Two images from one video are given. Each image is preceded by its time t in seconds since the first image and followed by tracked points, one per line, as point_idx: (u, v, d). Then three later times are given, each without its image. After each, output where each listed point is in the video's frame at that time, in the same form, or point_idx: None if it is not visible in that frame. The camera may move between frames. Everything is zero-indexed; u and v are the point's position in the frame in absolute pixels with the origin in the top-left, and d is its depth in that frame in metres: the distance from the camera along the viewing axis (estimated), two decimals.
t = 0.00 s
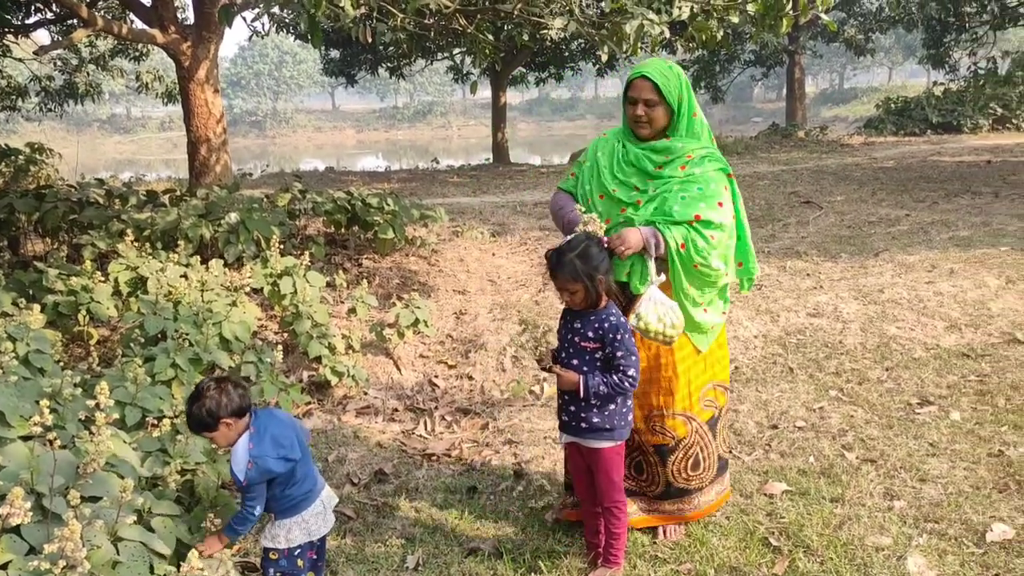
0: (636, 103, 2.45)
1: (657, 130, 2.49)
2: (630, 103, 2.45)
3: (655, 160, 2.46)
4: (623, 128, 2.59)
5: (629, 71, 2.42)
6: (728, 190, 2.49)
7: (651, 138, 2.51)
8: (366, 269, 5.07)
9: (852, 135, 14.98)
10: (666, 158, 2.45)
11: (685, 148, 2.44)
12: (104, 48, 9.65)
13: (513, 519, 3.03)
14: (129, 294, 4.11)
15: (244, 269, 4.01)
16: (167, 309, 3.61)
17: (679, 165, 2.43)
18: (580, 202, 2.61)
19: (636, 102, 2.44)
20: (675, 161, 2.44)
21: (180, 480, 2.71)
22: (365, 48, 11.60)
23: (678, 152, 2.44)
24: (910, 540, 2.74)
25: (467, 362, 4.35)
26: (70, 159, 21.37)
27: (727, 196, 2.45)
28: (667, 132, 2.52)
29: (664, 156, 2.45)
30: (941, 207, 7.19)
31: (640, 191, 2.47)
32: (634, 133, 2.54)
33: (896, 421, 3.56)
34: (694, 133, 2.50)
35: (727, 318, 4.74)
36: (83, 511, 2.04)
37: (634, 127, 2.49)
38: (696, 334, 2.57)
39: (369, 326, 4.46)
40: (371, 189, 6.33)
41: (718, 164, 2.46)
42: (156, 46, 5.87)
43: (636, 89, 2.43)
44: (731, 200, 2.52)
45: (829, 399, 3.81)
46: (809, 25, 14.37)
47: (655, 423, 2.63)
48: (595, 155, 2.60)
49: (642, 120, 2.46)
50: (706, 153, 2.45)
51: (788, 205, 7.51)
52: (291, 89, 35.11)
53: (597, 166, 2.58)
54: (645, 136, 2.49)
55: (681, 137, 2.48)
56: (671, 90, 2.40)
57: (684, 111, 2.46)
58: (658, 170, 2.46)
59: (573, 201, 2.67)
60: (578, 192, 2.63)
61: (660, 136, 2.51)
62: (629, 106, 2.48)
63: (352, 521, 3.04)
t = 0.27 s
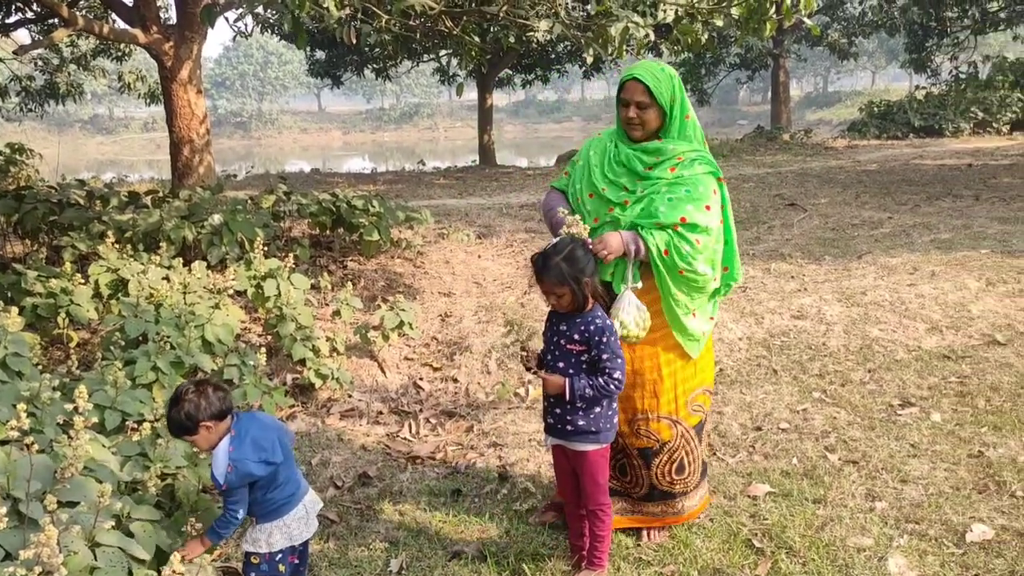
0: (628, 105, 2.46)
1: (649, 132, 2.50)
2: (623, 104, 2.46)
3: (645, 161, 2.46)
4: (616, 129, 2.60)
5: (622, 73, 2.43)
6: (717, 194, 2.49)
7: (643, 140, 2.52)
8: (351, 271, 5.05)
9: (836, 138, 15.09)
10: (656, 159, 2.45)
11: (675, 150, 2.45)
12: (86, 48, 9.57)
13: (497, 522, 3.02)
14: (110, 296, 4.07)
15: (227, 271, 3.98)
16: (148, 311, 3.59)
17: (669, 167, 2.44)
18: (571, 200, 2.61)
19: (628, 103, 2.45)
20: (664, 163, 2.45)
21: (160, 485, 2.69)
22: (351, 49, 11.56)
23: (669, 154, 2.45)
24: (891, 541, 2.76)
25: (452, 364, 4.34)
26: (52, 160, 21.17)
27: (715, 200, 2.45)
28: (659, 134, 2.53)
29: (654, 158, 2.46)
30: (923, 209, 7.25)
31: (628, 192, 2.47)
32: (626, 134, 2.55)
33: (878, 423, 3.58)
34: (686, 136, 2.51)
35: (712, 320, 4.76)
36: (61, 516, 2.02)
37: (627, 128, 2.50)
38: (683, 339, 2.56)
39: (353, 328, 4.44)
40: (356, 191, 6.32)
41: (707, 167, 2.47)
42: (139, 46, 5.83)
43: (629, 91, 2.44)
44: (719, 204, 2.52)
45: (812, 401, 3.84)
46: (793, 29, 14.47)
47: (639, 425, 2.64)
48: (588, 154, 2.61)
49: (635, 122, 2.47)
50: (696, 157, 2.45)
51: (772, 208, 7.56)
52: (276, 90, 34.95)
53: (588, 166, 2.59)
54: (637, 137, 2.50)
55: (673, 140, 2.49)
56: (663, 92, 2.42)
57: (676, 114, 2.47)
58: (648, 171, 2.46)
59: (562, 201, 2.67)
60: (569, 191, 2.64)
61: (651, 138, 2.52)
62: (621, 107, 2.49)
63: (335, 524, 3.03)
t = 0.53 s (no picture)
0: (622, 108, 2.46)
1: (643, 135, 2.50)
2: (616, 107, 2.47)
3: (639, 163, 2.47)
4: (610, 132, 2.61)
5: (615, 77, 2.44)
6: (710, 195, 2.49)
7: (637, 142, 2.53)
8: (343, 274, 5.04)
9: (828, 141, 15.15)
10: (650, 161, 2.46)
11: (669, 152, 2.46)
12: (78, 50, 9.54)
13: (489, 525, 3.02)
14: (101, 299, 4.06)
15: (219, 274, 3.97)
16: (139, 314, 3.58)
17: (662, 169, 2.44)
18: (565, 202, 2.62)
19: (622, 107, 2.46)
20: (658, 165, 2.45)
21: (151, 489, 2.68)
22: (343, 52, 11.55)
23: (662, 156, 2.45)
24: (882, 543, 2.77)
25: (444, 367, 4.33)
26: (43, 162, 21.09)
27: (708, 202, 2.45)
28: (653, 137, 2.53)
29: (648, 160, 2.47)
30: (914, 212, 7.29)
31: (622, 194, 2.48)
32: (620, 137, 2.56)
33: (869, 425, 3.60)
34: (679, 139, 2.51)
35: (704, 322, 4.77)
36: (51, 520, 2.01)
37: (620, 131, 2.51)
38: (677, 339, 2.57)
39: (346, 331, 4.43)
40: (349, 194, 6.32)
41: (701, 169, 2.48)
42: (131, 49, 5.81)
43: (622, 94, 2.44)
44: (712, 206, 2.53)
45: (804, 403, 3.85)
46: (785, 33, 14.53)
47: (633, 427, 2.64)
48: (582, 157, 2.62)
49: (628, 125, 2.48)
50: (689, 159, 2.46)
51: (764, 211, 7.58)
52: (269, 93, 34.88)
53: (583, 168, 2.60)
54: (630, 140, 2.51)
55: (666, 142, 2.49)
56: (656, 95, 2.43)
57: (669, 117, 2.47)
58: (642, 173, 2.47)
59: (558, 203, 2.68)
60: (564, 193, 2.65)
61: (645, 141, 2.53)
62: (614, 111, 2.50)
63: (327, 528, 3.02)
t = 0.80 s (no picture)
0: (622, 108, 2.47)
1: (643, 135, 2.51)
2: (616, 107, 2.48)
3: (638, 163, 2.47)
4: (611, 132, 2.62)
5: (616, 77, 2.45)
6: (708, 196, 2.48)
7: (637, 143, 2.53)
8: (342, 275, 5.04)
9: (828, 143, 15.15)
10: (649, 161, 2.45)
11: (668, 152, 2.45)
12: (77, 53, 9.55)
13: (488, 527, 3.02)
14: (100, 301, 4.06)
15: (218, 276, 3.97)
16: (139, 316, 3.58)
17: (661, 168, 2.44)
18: (566, 202, 2.63)
19: (622, 107, 2.46)
20: (657, 164, 2.45)
21: (150, 491, 2.68)
22: (343, 55, 11.56)
23: (661, 156, 2.45)
24: (882, 544, 2.77)
25: (444, 369, 4.33)
26: (43, 166, 21.09)
27: (706, 201, 2.43)
28: (653, 137, 2.53)
29: (647, 159, 2.46)
30: (914, 214, 7.29)
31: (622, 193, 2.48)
32: (621, 137, 2.56)
33: (869, 426, 3.59)
34: (679, 139, 2.51)
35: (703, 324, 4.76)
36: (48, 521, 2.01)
37: (621, 131, 2.52)
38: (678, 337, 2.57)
39: (345, 333, 4.43)
40: (349, 196, 6.32)
41: (700, 170, 2.47)
42: (130, 51, 5.82)
43: (622, 94, 2.45)
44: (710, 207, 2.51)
45: (803, 405, 3.84)
46: (784, 35, 14.54)
47: (633, 429, 2.63)
48: (583, 157, 2.62)
49: (629, 125, 2.48)
50: (688, 159, 2.45)
51: (764, 212, 7.58)
52: (269, 96, 34.91)
53: (584, 168, 2.61)
54: (631, 140, 2.51)
55: (666, 143, 2.49)
56: (655, 96, 2.43)
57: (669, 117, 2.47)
58: (641, 172, 2.47)
59: (559, 203, 2.69)
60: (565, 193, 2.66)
61: (645, 141, 2.53)
62: (614, 112, 2.50)
63: (326, 530, 3.01)
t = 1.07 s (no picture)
0: (628, 109, 2.47)
1: (649, 136, 2.51)
2: (623, 108, 2.48)
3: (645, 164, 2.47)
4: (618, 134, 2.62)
5: (624, 78, 2.45)
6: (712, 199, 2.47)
7: (644, 144, 2.53)
8: (348, 278, 5.05)
9: (833, 144, 15.12)
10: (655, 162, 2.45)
11: (674, 154, 2.45)
12: (83, 56, 9.58)
13: (494, 530, 3.02)
14: (107, 304, 4.07)
15: (224, 278, 3.99)
16: (145, 319, 3.59)
17: (666, 170, 2.44)
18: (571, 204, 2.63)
19: (630, 108, 2.46)
20: (663, 166, 2.45)
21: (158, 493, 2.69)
22: (348, 57, 11.59)
23: (667, 157, 2.45)
24: (889, 547, 2.76)
25: (449, 371, 4.33)
26: (49, 168, 21.18)
27: (710, 204, 2.43)
28: (660, 139, 2.53)
29: (653, 161, 2.46)
30: (920, 215, 7.27)
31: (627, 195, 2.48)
32: (627, 139, 2.56)
33: (875, 429, 3.58)
34: (685, 141, 2.51)
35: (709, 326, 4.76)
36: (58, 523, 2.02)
37: (627, 132, 2.52)
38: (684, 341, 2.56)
39: (350, 335, 4.43)
40: (354, 198, 6.33)
41: (705, 172, 2.46)
42: (137, 55, 5.85)
43: (629, 95, 2.45)
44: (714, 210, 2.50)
45: (809, 407, 3.83)
46: (789, 36, 14.52)
47: (639, 433, 2.63)
48: (589, 158, 2.63)
49: (636, 126, 2.48)
50: (693, 161, 2.44)
51: (769, 214, 7.57)
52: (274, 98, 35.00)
53: (590, 169, 2.61)
54: (637, 142, 2.51)
55: (672, 144, 2.49)
56: (662, 97, 2.43)
57: (675, 118, 2.47)
58: (647, 174, 2.47)
59: (565, 205, 2.69)
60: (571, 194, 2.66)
61: (652, 143, 2.53)
62: (621, 113, 2.50)
63: (332, 532, 3.02)
